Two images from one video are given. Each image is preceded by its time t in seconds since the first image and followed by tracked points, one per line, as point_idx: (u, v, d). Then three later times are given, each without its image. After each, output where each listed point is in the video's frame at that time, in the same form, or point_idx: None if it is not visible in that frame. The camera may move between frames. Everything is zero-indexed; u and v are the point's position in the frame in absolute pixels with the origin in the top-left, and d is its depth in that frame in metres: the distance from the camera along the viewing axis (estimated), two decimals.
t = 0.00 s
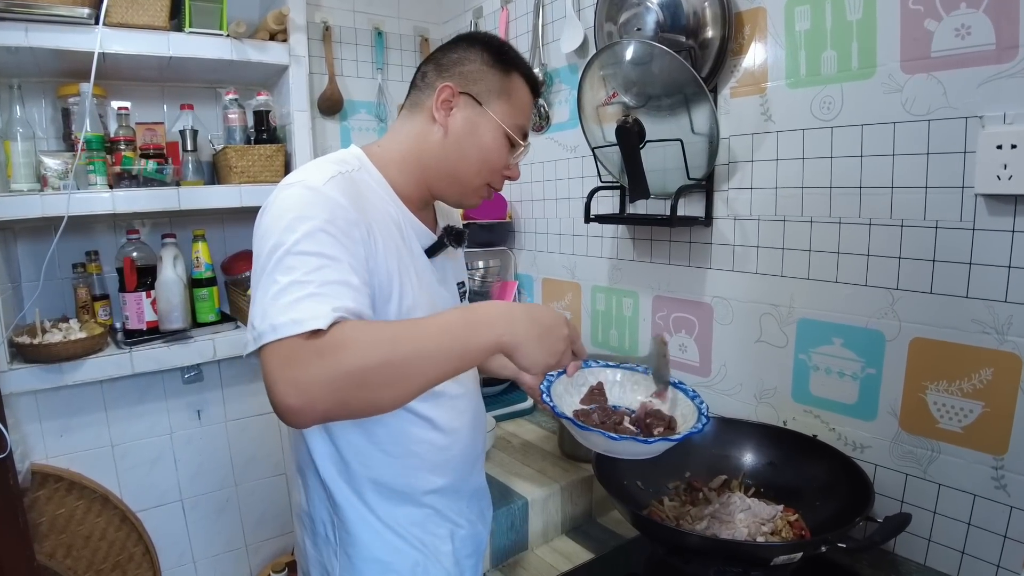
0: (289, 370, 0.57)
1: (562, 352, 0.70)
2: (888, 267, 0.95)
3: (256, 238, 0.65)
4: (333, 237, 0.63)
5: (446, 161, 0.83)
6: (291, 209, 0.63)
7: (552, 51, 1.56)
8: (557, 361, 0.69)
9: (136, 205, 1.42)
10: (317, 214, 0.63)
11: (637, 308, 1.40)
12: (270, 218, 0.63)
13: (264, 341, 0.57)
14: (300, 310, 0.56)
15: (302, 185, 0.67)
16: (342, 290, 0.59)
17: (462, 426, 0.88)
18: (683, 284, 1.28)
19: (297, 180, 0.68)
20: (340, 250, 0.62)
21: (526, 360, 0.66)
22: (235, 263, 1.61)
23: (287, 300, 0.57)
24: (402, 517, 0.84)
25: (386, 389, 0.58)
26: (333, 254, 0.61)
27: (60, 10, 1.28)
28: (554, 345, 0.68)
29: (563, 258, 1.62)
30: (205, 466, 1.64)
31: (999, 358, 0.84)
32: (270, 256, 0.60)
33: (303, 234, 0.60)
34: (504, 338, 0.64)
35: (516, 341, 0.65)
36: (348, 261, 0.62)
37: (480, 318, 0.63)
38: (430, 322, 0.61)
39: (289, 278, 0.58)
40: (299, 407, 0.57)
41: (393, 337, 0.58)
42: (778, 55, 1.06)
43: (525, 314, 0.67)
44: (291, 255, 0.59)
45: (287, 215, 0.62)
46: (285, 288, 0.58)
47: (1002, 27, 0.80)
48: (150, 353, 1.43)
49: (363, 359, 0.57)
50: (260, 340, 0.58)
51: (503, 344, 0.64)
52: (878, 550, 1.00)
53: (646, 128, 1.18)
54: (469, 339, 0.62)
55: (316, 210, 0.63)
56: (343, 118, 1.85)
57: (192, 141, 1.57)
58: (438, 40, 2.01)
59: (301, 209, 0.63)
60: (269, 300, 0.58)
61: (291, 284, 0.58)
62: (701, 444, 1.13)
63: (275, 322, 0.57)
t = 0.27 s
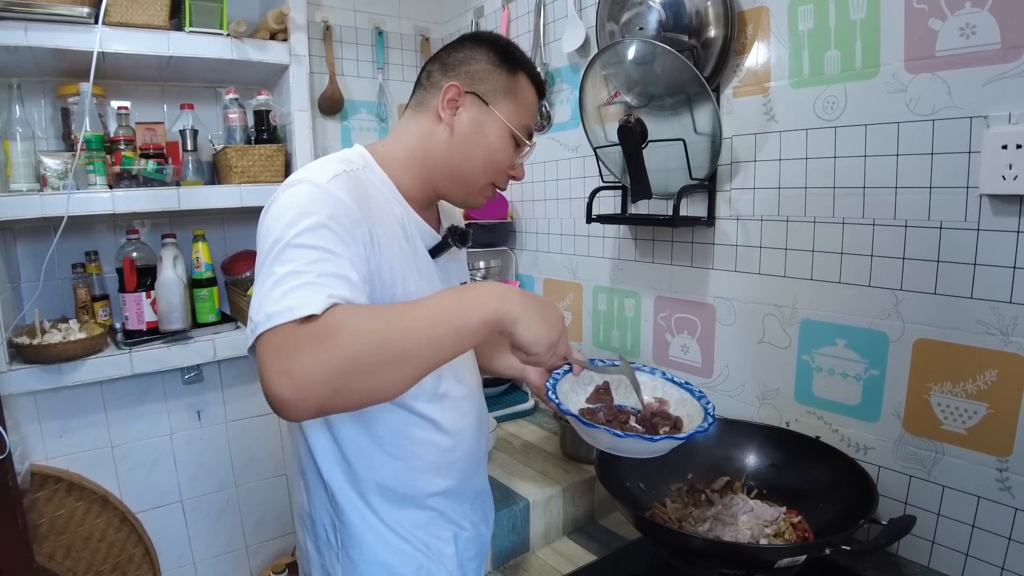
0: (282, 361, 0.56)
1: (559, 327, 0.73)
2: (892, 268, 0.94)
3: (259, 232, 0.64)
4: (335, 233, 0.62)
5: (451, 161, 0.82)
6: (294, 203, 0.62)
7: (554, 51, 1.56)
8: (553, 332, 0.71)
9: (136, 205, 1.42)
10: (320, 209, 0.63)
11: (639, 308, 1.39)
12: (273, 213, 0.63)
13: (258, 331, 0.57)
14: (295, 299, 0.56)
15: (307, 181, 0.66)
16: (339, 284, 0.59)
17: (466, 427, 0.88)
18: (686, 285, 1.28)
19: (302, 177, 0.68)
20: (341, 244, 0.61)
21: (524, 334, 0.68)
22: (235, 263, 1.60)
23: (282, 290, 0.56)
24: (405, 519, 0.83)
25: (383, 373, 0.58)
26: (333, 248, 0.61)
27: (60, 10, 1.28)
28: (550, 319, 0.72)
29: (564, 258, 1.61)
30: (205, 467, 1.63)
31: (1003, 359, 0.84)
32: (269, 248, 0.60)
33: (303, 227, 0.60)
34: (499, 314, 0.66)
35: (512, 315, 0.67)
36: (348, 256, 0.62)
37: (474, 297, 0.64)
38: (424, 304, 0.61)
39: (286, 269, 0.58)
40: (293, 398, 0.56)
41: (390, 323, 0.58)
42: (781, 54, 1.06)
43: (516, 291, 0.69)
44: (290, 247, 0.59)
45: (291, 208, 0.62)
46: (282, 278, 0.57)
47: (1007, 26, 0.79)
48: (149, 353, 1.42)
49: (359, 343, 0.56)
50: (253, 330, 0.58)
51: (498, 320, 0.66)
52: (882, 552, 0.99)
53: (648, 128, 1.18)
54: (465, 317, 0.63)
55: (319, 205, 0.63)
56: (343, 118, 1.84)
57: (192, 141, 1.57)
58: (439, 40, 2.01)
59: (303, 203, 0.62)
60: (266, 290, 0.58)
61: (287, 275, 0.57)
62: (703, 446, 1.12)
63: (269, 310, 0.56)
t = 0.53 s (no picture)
0: (301, 349, 0.55)
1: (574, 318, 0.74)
2: (897, 269, 0.93)
3: (263, 231, 0.64)
4: (342, 227, 0.62)
5: (454, 161, 0.81)
6: (300, 199, 0.62)
7: (555, 49, 1.55)
8: (567, 320, 0.72)
9: (135, 204, 1.41)
10: (326, 205, 0.62)
11: (640, 309, 1.39)
12: (278, 210, 0.62)
13: (270, 325, 0.56)
14: (309, 290, 0.55)
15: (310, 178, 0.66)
16: (352, 275, 0.58)
17: (466, 430, 0.87)
18: (687, 285, 1.27)
19: (305, 174, 0.67)
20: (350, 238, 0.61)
21: (539, 321, 0.69)
22: (235, 263, 1.59)
23: (295, 282, 0.56)
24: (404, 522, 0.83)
25: (402, 360, 0.58)
26: (342, 241, 0.60)
27: (58, 8, 1.27)
28: (563, 307, 0.72)
29: (565, 258, 1.60)
30: (205, 468, 1.63)
31: (1008, 360, 0.83)
32: (276, 243, 0.59)
33: (311, 221, 0.59)
34: (514, 303, 0.66)
35: (529, 305, 0.68)
36: (357, 249, 0.62)
37: (489, 286, 0.64)
38: (442, 295, 0.61)
39: (296, 262, 0.57)
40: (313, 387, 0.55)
41: (407, 306, 0.58)
42: (784, 53, 1.05)
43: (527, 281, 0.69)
44: (298, 241, 0.58)
45: (296, 204, 0.61)
46: (293, 271, 0.56)
47: (1013, 25, 0.79)
48: (149, 354, 1.41)
49: (378, 329, 0.56)
50: (266, 325, 0.57)
51: (514, 308, 0.66)
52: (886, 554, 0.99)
53: (650, 127, 1.17)
54: (482, 306, 0.62)
55: (325, 200, 0.62)
56: (343, 117, 1.83)
57: (191, 140, 1.56)
58: (439, 39, 2.00)
59: (309, 199, 0.62)
60: (277, 284, 0.57)
61: (298, 267, 0.57)
62: (706, 447, 1.11)
63: (283, 303, 0.55)
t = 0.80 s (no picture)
0: (305, 357, 0.54)
1: (590, 337, 0.71)
2: (900, 268, 0.93)
3: (265, 232, 0.63)
4: (345, 230, 0.61)
5: (456, 158, 0.81)
6: (302, 201, 0.61)
7: (556, 48, 1.54)
8: (583, 342, 0.70)
9: (134, 203, 1.40)
10: (329, 207, 0.62)
11: (641, 308, 1.38)
12: (280, 212, 0.62)
13: (273, 332, 0.55)
14: (313, 297, 0.54)
15: (313, 179, 0.65)
16: (355, 280, 0.58)
17: (469, 431, 0.87)
18: (689, 285, 1.27)
19: (307, 174, 0.67)
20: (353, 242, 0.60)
21: (555, 344, 0.67)
22: (235, 262, 1.59)
23: (298, 288, 0.55)
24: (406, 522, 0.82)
25: (408, 376, 0.57)
26: (345, 245, 0.60)
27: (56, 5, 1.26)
28: (580, 329, 0.70)
29: (566, 257, 1.60)
30: (204, 468, 1.62)
31: (1012, 360, 0.83)
32: (279, 247, 0.58)
33: (314, 224, 0.59)
34: (527, 324, 0.65)
35: (543, 327, 0.66)
36: (360, 253, 0.61)
37: (501, 306, 0.63)
38: (452, 312, 0.61)
39: (299, 266, 0.56)
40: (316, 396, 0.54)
41: (415, 322, 0.58)
42: (787, 51, 1.05)
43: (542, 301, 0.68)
44: (301, 245, 0.57)
45: (299, 206, 0.60)
46: (296, 276, 0.56)
47: (1017, 23, 0.78)
48: (148, 353, 1.41)
49: (385, 341, 0.56)
50: (267, 331, 0.56)
51: (527, 331, 0.65)
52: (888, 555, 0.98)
53: (652, 125, 1.17)
54: (492, 326, 0.62)
55: (327, 203, 0.62)
56: (343, 116, 1.83)
57: (190, 139, 1.55)
58: (439, 37, 2.00)
59: (312, 201, 0.61)
60: (279, 289, 0.56)
61: (301, 272, 0.56)
62: (708, 447, 1.11)
63: (285, 309, 0.54)
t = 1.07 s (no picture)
0: (300, 371, 0.54)
1: (598, 367, 0.68)
2: (902, 266, 0.93)
3: (265, 235, 0.63)
4: (345, 236, 0.61)
5: (458, 156, 0.80)
6: (302, 206, 0.60)
7: (556, 46, 1.54)
8: (589, 373, 0.67)
9: (134, 202, 1.40)
10: (329, 211, 0.61)
11: (642, 307, 1.38)
12: (279, 215, 0.61)
13: (270, 342, 0.55)
14: (310, 310, 0.54)
15: (314, 181, 0.64)
16: (354, 290, 0.57)
17: (470, 431, 0.87)
18: (690, 284, 1.26)
19: (307, 175, 0.66)
20: (352, 248, 0.60)
21: (560, 375, 0.64)
22: (235, 261, 1.58)
23: (296, 299, 0.55)
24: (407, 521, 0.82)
25: (403, 396, 0.57)
26: (345, 252, 0.59)
27: (55, 3, 1.26)
28: (588, 359, 0.67)
29: (567, 256, 1.60)
30: (204, 467, 1.62)
31: (1015, 359, 0.82)
32: (278, 254, 0.58)
33: (313, 231, 0.58)
34: (530, 353, 0.62)
35: (546, 358, 0.63)
36: (360, 259, 0.60)
37: (506, 332, 0.62)
38: (454, 335, 0.60)
39: (297, 276, 0.56)
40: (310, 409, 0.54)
41: (414, 343, 0.57)
42: (788, 49, 1.05)
43: (552, 327, 0.65)
44: (300, 253, 0.57)
45: (298, 211, 0.60)
46: (294, 286, 0.56)
47: (1020, 20, 0.78)
48: (148, 352, 1.40)
49: (381, 362, 0.55)
50: (265, 341, 0.56)
51: (530, 360, 0.63)
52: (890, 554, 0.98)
53: (653, 124, 1.16)
54: (492, 354, 0.60)
55: (326, 206, 0.61)
56: (343, 114, 1.82)
57: (190, 138, 1.55)
58: (440, 36, 1.99)
59: (311, 205, 0.61)
60: (277, 299, 0.56)
61: (299, 282, 0.56)
62: (709, 446, 1.11)
63: (282, 321, 0.54)
